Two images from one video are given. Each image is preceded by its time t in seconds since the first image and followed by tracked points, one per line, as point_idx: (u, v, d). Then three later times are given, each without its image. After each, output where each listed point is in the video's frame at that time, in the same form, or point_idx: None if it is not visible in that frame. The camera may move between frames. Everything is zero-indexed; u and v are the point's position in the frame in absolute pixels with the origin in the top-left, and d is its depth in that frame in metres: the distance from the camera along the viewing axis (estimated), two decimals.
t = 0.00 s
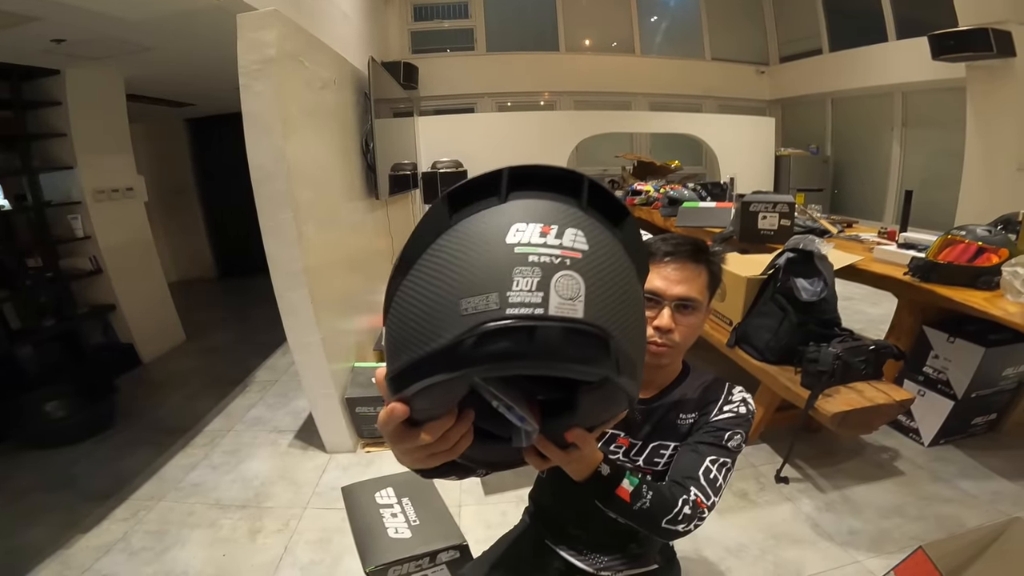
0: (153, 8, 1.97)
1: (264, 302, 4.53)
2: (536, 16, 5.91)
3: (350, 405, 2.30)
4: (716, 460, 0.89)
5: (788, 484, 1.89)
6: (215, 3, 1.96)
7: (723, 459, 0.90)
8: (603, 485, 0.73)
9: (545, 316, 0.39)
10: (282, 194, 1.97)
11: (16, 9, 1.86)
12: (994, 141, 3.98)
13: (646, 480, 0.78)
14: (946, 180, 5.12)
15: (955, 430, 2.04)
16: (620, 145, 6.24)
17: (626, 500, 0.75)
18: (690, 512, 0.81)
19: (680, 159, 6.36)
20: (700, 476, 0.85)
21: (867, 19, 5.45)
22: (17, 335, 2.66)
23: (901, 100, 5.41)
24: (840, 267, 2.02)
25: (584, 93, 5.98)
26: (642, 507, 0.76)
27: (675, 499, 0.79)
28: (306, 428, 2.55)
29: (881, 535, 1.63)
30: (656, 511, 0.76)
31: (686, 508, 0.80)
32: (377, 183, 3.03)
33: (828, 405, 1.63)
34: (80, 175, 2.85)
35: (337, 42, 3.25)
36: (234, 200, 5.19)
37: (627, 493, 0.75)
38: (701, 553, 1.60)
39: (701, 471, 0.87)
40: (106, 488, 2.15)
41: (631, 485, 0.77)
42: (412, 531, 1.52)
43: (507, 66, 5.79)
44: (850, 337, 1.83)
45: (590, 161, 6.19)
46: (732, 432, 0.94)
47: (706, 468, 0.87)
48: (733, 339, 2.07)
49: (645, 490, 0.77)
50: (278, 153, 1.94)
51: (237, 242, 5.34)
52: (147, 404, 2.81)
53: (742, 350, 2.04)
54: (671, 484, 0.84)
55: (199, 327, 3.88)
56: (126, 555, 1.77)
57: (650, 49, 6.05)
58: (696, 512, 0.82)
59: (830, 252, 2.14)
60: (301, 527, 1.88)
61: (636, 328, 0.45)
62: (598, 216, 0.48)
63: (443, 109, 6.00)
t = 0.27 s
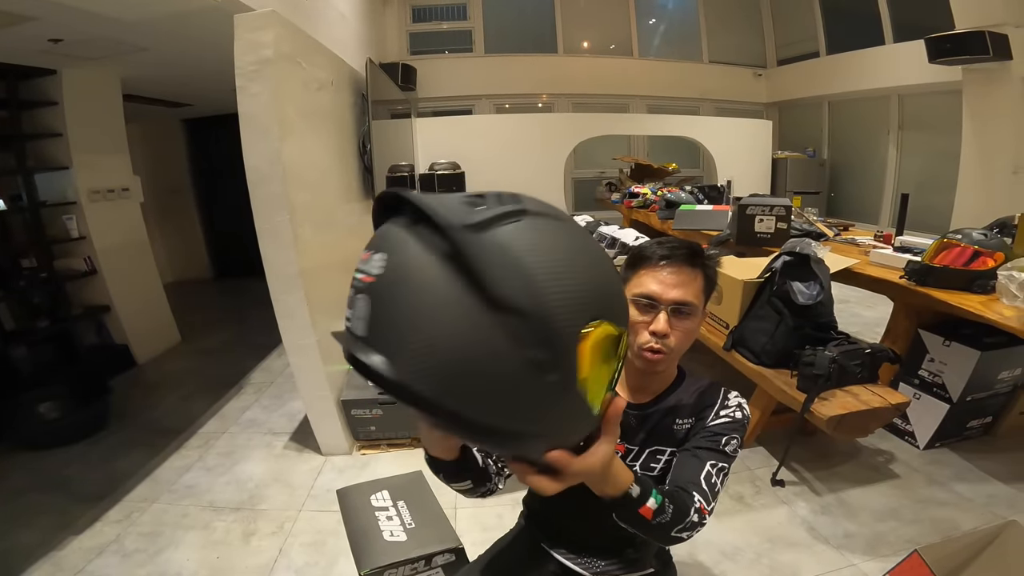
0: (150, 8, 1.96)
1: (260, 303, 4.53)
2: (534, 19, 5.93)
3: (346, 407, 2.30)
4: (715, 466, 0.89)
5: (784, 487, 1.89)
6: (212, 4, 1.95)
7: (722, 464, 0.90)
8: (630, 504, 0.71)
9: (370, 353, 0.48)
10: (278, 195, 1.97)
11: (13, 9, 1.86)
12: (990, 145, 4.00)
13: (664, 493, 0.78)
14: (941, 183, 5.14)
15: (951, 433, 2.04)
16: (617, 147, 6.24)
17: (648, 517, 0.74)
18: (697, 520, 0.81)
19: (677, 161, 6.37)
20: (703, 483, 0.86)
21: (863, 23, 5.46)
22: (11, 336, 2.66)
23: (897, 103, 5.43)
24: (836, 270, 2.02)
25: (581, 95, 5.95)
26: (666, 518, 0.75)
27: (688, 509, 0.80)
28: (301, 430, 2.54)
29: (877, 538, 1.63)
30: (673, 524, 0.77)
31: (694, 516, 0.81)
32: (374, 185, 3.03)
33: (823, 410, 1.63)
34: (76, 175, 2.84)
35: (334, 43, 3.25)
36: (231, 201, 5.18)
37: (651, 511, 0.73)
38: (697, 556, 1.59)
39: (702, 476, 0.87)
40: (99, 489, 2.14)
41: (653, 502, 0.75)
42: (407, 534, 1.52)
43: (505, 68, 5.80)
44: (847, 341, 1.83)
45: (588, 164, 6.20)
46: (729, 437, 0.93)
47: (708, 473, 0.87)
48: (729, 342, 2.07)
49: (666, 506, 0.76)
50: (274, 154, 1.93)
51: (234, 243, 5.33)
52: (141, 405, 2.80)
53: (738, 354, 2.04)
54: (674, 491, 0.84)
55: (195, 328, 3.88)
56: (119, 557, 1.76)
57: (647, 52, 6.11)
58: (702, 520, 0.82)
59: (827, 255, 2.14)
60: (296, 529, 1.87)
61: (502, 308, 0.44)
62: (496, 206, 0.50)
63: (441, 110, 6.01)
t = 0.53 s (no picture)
0: (147, 8, 1.96)
1: (259, 303, 4.52)
2: (533, 17, 5.91)
3: (346, 407, 2.29)
4: (714, 466, 0.89)
5: (785, 486, 1.89)
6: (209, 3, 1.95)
7: (722, 465, 0.89)
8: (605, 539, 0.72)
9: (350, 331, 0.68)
10: (276, 195, 1.96)
11: (9, 8, 1.85)
12: (989, 142, 3.99)
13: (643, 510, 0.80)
14: (940, 181, 5.13)
15: (952, 432, 2.04)
16: (616, 145, 6.23)
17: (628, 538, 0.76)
18: (691, 525, 0.81)
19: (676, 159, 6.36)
20: (702, 485, 0.85)
21: (863, 20, 5.45)
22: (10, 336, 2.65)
23: (896, 101, 5.42)
24: (836, 267, 2.01)
25: (580, 93, 5.94)
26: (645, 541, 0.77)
27: (679, 516, 0.80)
28: (301, 430, 2.54)
29: (877, 537, 1.63)
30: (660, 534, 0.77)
31: (688, 523, 0.81)
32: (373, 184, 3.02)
33: (824, 407, 1.63)
34: (74, 175, 2.83)
35: (332, 42, 3.24)
36: (229, 201, 5.17)
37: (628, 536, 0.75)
38: (698, 556, 1.59)
39: (700, 477, 0.86)
40: (99, 490, 2.13)
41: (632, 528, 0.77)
42: (407, 534, 1.51)
43: (503, 66, 5.78)
44: (847, 339, 1.83)
45: (587, 162, 6.19)
46: (729, 437, 0.93)
47: (706, 474, 0.86)
48: (729, 340, 2.07)
49: (649, 526, 0.76)
50: (272, 154, 1.93)
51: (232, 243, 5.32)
52: (140, 406, 2.79)
53: (739, 352, 2.04)
54: (671, 493, 0.84)
55: (194, 328, 3.87)
56: (119, 558, 1.76)
57: (646, 50, 6.10)
58: (697, 523, 0.82)
59: (827, 253, 2.14)
60: (296, 529, 1.87)
61: (386, 324, 0.54)
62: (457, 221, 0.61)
63: (440, 109, 5.99)
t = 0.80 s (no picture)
0: (143, 6, 1.95)
1: (259, 301, 4.51)
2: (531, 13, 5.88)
3: (347, 405, 2.29)
4: (711, 468, 0.90)
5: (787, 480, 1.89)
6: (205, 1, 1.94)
7: (718, 466, 0.90)
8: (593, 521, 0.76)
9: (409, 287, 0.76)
10: (275, 193, 1.95)
11: (6, 8, 1.84)
12: (990, 136, 3.98)
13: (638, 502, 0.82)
14: (941, 174, 5.12)
15: (954, 425, 2.04)
16: (616, 141, 6.22)
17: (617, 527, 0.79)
18: (685, 525, 0.83)
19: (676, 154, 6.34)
20: (697, 486, 0.87)
21: (862, 13, 5.42)
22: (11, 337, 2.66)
23: (896, 94, 5.40)
24: (837, 261, 2.01)
25: (578, 89, 6.02)
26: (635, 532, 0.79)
27: (671, 517, 0.82)
28: (302, 428, 2.54)
29: (880, 530, 1.63)
30: (650, 527, 0.80)
31: (681, 523, 0.83)
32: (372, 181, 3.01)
33: (826, 401, 1.62)
34: (72, 175, 2.82)
35: (330, 39, 3.23)
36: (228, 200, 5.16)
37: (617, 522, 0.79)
38: (701, 551, 1.59)
39: (696, 479, 0.88)
40: (101, 489, 2.13)
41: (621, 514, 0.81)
42: (410, 530, 1.51)
43: (502, 62, 5.76)
44: (848, 332, 1.82)
45: (587, 158, 6.17)
46: (728, 436, 0.93)
47: (702, 476, 0.87)
48: (731, 334, 2.06)
49: (637, 516, 0.80)
50: (270, 152, 1.92)
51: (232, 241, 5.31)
52: (141, 405, 2.79)
53: (740, 346, 2.03)
54: (666, 493, 0.86)
55: (194, 328, 3.87)
56: (122, 557, 1.76)
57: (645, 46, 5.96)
58: (690, 523, 0.84)
59: (828, 246, 2.13)
60: (299, 527, 1.87)
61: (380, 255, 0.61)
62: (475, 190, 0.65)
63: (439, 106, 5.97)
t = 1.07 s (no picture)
0: (145, 7, 1.95)
1: (259, 302, 4.52)
2: (533, 14, 5.89)
3: (347, 405, 2.29)
4: (708, 472, 0.90)
5: (786, 482, 1.89)
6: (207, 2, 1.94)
7: (715, 469, 0.91)
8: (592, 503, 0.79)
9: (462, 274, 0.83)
10: (276, 194, 1.96)
11: (8, 9, 1.85)
12: (990, 138, 3.97)
13: (636, 495, 0.83)
14: (941, 177, 5.12)
15: (953, 427, 2.04)
16: (617, 142, 6.22)
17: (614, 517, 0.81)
18: (680, 527, 0.84)
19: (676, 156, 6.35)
20: (693, 489, 0.87)
21: (863, 15, 5.43)
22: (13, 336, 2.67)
23: (897, 96, 5.40)
24: (837, 263, 2.01)
25: (580, 89, 5.94)
26: (630, 522, 0.81)
27: (666, 516, 0.83)
28: (302, 428, 2.54)
29: (879, 533, 1.63)
30: (645, 520, 0.82)
31: (676, 523, 0.84)
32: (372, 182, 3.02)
33: (824, 404, 1.63)
34: (74, 175, 2.83)
35: (331, 40, 3.24)
36: (229, 200, 5.17)
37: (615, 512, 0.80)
38: (700, 552, 1.59)
39: (692, 482, 0.88)
40: (102, 489, 2.14)
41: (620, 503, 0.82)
42: (409, 531, 1.51)
43: (503, 64, 5.77)
44: (847, 335, 1.82)
45: (587, 159, 6.18)
46: (725, 440, 0.93)
47: (699, 480, 0.88)
48: (730, 336, 2.06)
49: (634, 508, 0.81)
50: (271, 153, 1.93)
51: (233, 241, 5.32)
52: (142, 405, 2.80)
53: (739, 348, 2.03)
54: (663, 495, 0.87)
55: (194, 327, 3.87)
56: (122, 557, 1.77)
57: (646, 46, 6.10)
58: (686, 525, 0.85)
59: (828, 249, 2.13)
60: (299, 527, 1.88)
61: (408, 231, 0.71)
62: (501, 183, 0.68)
63: (440, 107, 5.98)
